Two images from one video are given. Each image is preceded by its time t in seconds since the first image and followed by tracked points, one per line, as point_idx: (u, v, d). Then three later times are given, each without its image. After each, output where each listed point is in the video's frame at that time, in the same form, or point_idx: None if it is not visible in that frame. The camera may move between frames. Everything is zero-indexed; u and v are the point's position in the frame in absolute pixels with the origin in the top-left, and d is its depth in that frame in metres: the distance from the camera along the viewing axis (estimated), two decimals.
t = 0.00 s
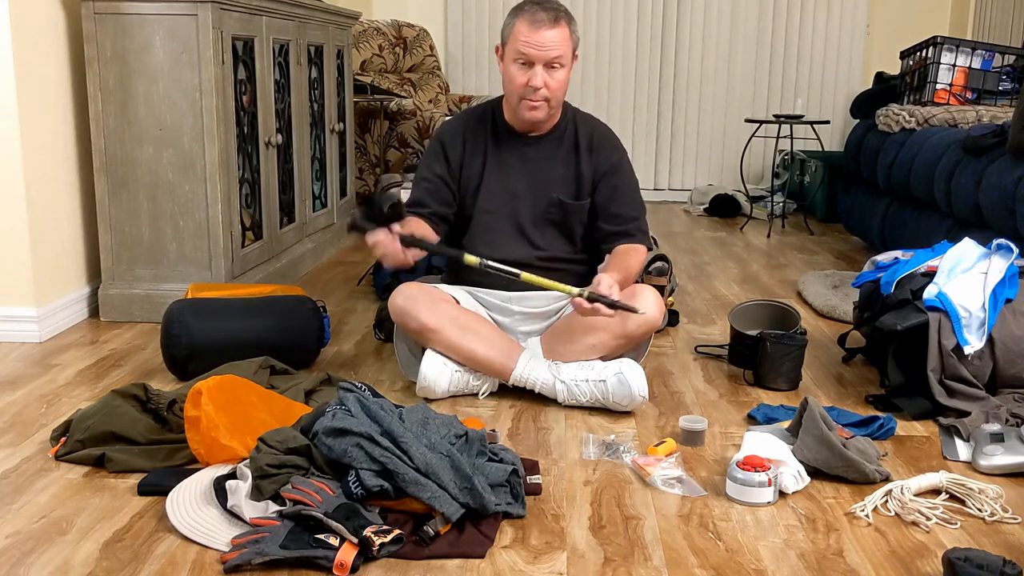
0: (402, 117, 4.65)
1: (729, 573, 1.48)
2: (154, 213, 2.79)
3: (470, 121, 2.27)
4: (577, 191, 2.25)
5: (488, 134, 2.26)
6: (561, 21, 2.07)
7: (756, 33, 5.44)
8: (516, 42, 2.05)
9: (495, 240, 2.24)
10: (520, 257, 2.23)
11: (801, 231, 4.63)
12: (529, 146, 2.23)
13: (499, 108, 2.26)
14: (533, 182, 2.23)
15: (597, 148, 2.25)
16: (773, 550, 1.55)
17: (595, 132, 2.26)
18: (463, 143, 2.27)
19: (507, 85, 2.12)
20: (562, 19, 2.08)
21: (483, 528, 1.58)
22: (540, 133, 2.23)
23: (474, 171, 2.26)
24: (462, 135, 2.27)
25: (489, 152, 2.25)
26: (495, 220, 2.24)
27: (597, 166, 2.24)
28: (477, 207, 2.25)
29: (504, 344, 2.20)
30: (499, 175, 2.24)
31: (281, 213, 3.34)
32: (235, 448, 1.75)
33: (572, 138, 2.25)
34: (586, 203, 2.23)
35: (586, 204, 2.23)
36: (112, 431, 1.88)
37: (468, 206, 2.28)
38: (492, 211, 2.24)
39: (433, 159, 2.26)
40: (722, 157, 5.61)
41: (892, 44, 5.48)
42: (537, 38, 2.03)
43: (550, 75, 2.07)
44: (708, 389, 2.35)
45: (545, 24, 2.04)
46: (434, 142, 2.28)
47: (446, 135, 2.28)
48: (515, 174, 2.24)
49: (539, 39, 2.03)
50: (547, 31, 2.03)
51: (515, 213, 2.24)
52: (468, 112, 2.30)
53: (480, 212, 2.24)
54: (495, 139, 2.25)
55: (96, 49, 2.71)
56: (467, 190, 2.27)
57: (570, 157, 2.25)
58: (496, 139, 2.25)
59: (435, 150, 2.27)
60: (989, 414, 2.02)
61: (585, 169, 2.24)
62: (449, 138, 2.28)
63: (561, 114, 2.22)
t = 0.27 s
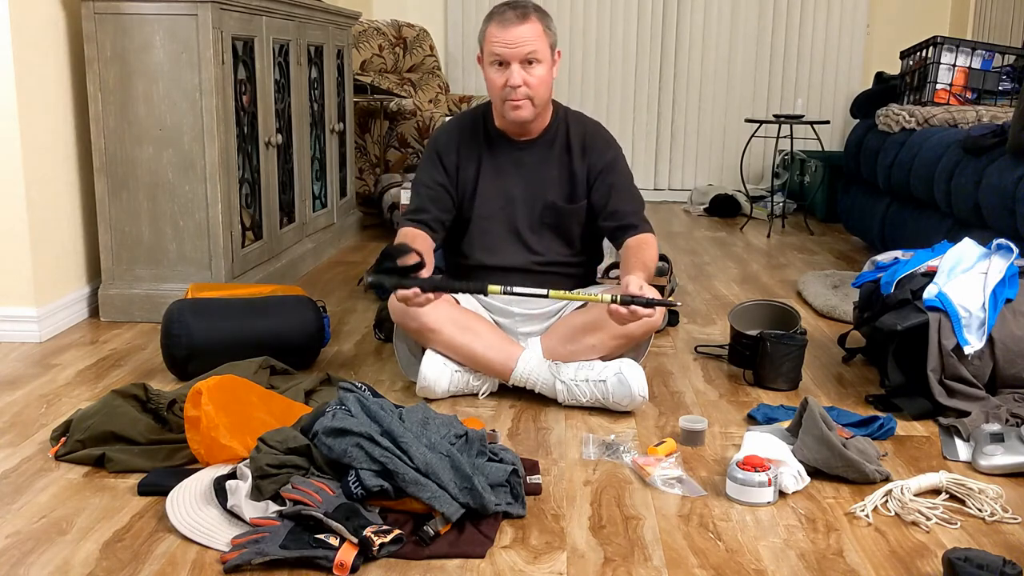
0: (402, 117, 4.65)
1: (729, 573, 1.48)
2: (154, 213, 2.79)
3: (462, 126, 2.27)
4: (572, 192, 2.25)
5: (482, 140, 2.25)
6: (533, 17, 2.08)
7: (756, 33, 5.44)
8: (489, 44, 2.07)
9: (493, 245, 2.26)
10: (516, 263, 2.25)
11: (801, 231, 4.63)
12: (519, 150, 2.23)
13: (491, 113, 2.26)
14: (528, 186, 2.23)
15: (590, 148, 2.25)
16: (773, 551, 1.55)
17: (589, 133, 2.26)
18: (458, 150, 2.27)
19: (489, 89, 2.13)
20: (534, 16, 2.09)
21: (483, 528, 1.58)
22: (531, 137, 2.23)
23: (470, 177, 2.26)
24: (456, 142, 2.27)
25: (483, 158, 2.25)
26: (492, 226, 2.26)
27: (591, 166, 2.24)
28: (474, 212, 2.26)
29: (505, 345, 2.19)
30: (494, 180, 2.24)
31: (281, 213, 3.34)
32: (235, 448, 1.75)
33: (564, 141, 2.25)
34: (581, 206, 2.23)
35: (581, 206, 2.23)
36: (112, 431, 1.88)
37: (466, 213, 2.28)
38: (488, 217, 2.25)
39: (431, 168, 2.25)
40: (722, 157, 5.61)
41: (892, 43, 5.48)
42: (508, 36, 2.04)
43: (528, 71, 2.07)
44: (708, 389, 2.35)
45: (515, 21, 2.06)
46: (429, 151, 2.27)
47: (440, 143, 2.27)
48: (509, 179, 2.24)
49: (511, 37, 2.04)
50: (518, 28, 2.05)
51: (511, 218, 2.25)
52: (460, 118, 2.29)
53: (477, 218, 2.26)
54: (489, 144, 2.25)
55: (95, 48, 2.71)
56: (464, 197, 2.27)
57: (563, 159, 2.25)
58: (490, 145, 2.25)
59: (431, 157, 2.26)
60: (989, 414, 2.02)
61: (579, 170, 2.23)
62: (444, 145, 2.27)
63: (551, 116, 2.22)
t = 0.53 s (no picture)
0: (402, 117, 4.65)
1: (729, 573, 1.48)
2: (154, 213, 2.79)
3: (458, 134, 2.27)
4: (568, 202, 2.25)
5: (479, 148, 2.25)
6: (527, 30, 2.05)
7: (756, 33, 5.44)
8: (484, 60, 2.03)
9: (491, 254, 2.29)
10: (516, 272, 2.28)
11: (801, 231, 4.63)
12: (516, 157, 2.23)
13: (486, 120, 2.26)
14: (525, 195, 2.24)
15: (586, 155, 2.24)
16: (773, 550, 1.55)
17: (586, 138, 2.25)
18: (454, 158, 2.26)
19: (486, 104, 2.10)
20: (528, 28, 2.06)
21: (483, 528, 1.58)
22: (527, 147, 2.22)
23: (468, 186, 2.26)
24: (452, 150, 2.26)
25: (481, 166, 2.25)
26: (489, 237, 2.27)
27: (588, 174, 2.24)
28: (474, 220, 2.27)
29: (504, 345, 2.20)
30: (491, 190, 2.25)
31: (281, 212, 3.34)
32: (235, 447, 1.75)
33: (559, 149, 2.25)
34: (578, 215, 2.24)
35: (578, 216, 2.24)
36: (112, 431, 1.88)
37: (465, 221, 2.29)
38: (485, 229, 2.27)
39: (429, 175, 2.24)
40: (722, 157, 5.61)
41: (892, 43, 5.48)
42: (505, 54, 2.01)
43: (526, 87, 2.05)
44: (708, 389, 2.35)
45: (511, 37, 2.02)
46: (424, 158, 2.26)
47: (436, 150, 2.26)
48: (506, 188, 2.24)
49: (509, 54, 2.01)
50: (514, 43, 2.01)
51: (508, 229, 2.26)
52: (454, 124, 2.29)
53: (474, 228, 2.27)
54: (486, 152, 2.25)
55: (95, 48, 2.71)
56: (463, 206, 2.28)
57: (559, 167, 2.25)
58: (488, 153, 2.25)
59: (429, 165, 2.25)
60: (989, 414, 2.02)
61: (575, 179, 2.23)
62: (441, 153, 2.26)
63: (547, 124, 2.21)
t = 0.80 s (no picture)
0: (402, 117, 4.64)
1: (729, 573, 1.48)
2: (154, 213, 2.79)
3: (461, 136, 2.26)
4: (573, 209, 2.26)
5: (482, 153, 2.24)
6: (546, 45, 2.01)
7: (756, 33, 5.44)
8: (506, 79, 1.99)
9: (493, 260, 2.29)
10: (518, 277, 2.28)
11: (801, 231, 4.63)
12: (523, 163, 2.22)
13: (491, 124, 2.24)
14: (530, 201, 2.24)
15: (593, 161, 2.24)
16: (772, 550, 1.55)
17: (594, 145, 2.25)
18: (456, 162, 2.25)
19: (506, 120, 2.08)
20: (547, 42, 2.02)
21: (483, 528, 1.58)
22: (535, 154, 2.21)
23: (470, 190, 2.25)
24: (454, 153, 2.25)
25: (483, 171, 2.24)
26: (492, 243, 2.28)
27: (594, 181, 2.24)
28: (475, 224, 2.27)
29: (504, 345, 2.20)
30: (495, 194, 2.24)
31: (281, 212, 3.34)
32: (235, 447, 1.75)
33: (566, 156, 2.24)
34: (583, 224, 2.24)
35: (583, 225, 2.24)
36: (112, 431, 1.88)
37: (468, 225, 2.29)
38: (488, 234, 2.27)
39: (430, 178, 2.23)
40: (722, 157, 5.61)
41: (892, 43, 5.48)
42: (529, 74, 1.97)
43: (549, 103, 2.03)
44: (708, 389, 2.35)
45: (533, 56, 1.98)
46: (426, 160, 2.25)
47: (437, 152, 2.25)
48: (510, 194, 2.24)
49: (532, 74, 1.97)
50: (537, 62, 1.98)
51: (511, 234, 2.26)
52: (457, 126, 2.27)
53: (477, 233, 2.27)
54: (490, 155, 2.24)
55: (96, 48, 2.71)
56: (466, 210, 2.27)
57: (566, 174, 2.25)
58: (491, 158, 2.24)
59: (431, 167, 2.24)
60: (989, 414, 2.02)
61: (582, 187, 2.24)
62: (443, 155, 2.25)
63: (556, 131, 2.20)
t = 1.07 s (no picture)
0: (402, 117, 4.64)
1: (729, 573, 1.48)
2: (154, 213, 2.79)
3: (465, 137, 2.26)
4: (578, 211, 2.26)
5: (486, 155, 2.24)
6: (557, 49, 2.02)
7: (756, 33, 5.44)
8: (516, 81, 1.99)
9: (496, 262, 2.29)
10: (520, 279, 2.28)
11: (801, 231, 4.63)
12: (529, 166, 2.22)
13: (496, 125, 2.24)
14: (534, 203, 2.24)
15: (598, 164, 2.24)
16: (772, 550, 1.55)
17: (598, 147, 2.25)
18: (459, 163, 2.25)
19: (513, 123, 2.07)
20: (558, 46, 2.02)
21: (483, 528, 1.58)
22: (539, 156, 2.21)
23: (472, 192, 2.25)
24: (457, 155, 2.25)
25: (487, 174, 2.24)
26: (494, 245, 2.28)
27: (600, 183, 2.24)
28: (477, 226, 2.27)
29: (504, 345, 2.20)
30: (498, 196, 2.24)
31: (281, 212, 3.34)
32: (235, 448, 1.75)
33: (571, 158, 2.24)
34: (588, 226, 2.24)
35: (588, 227, 2.24)
36: (112, 431, 1.88)
37: (470, 227, 2.29)
38: (491, 235, 2.27)
39: (432, 180, 2.23)
40: (722, 157, 5.61)
41: (892, 43, 5.48)
42: (541, 76, 1.98)
43: (558, 107, 2.04)
44: (708, 389, 2.35)
45: (545, 58, 1.98)
46: (428, 161, 2.25)
47: (440, 153, 2.25)
48: (515, 196, 2.24)
49: (544, 76, 1.98)
50: (548, 65, 1.98)
51: (515, 236, 2.26)
52: (461, 127, 2.27)
53: (479, 235, 2.27)
54: (493, 157, 2.24)
55: (95, 49, 2.71)
56: (468, 213, 2.28)
57: (570, 175, 2.25)
58: (495, 160, 2.24)
59: (433, 168, 2.24)
60: (989, 414, 2.02)
61: (587, 189, 2.24)
62: (445, 157, 2.25)
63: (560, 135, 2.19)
